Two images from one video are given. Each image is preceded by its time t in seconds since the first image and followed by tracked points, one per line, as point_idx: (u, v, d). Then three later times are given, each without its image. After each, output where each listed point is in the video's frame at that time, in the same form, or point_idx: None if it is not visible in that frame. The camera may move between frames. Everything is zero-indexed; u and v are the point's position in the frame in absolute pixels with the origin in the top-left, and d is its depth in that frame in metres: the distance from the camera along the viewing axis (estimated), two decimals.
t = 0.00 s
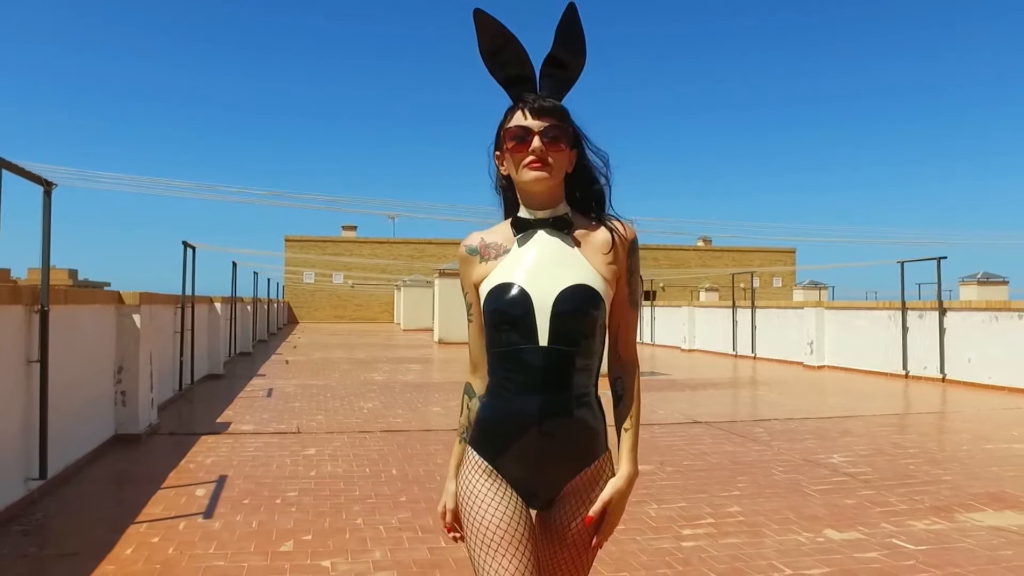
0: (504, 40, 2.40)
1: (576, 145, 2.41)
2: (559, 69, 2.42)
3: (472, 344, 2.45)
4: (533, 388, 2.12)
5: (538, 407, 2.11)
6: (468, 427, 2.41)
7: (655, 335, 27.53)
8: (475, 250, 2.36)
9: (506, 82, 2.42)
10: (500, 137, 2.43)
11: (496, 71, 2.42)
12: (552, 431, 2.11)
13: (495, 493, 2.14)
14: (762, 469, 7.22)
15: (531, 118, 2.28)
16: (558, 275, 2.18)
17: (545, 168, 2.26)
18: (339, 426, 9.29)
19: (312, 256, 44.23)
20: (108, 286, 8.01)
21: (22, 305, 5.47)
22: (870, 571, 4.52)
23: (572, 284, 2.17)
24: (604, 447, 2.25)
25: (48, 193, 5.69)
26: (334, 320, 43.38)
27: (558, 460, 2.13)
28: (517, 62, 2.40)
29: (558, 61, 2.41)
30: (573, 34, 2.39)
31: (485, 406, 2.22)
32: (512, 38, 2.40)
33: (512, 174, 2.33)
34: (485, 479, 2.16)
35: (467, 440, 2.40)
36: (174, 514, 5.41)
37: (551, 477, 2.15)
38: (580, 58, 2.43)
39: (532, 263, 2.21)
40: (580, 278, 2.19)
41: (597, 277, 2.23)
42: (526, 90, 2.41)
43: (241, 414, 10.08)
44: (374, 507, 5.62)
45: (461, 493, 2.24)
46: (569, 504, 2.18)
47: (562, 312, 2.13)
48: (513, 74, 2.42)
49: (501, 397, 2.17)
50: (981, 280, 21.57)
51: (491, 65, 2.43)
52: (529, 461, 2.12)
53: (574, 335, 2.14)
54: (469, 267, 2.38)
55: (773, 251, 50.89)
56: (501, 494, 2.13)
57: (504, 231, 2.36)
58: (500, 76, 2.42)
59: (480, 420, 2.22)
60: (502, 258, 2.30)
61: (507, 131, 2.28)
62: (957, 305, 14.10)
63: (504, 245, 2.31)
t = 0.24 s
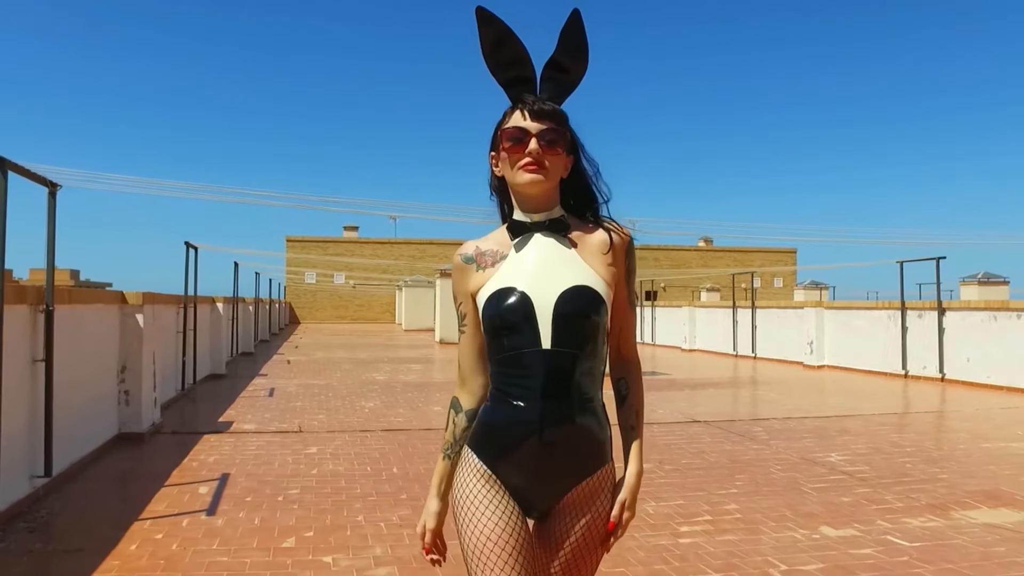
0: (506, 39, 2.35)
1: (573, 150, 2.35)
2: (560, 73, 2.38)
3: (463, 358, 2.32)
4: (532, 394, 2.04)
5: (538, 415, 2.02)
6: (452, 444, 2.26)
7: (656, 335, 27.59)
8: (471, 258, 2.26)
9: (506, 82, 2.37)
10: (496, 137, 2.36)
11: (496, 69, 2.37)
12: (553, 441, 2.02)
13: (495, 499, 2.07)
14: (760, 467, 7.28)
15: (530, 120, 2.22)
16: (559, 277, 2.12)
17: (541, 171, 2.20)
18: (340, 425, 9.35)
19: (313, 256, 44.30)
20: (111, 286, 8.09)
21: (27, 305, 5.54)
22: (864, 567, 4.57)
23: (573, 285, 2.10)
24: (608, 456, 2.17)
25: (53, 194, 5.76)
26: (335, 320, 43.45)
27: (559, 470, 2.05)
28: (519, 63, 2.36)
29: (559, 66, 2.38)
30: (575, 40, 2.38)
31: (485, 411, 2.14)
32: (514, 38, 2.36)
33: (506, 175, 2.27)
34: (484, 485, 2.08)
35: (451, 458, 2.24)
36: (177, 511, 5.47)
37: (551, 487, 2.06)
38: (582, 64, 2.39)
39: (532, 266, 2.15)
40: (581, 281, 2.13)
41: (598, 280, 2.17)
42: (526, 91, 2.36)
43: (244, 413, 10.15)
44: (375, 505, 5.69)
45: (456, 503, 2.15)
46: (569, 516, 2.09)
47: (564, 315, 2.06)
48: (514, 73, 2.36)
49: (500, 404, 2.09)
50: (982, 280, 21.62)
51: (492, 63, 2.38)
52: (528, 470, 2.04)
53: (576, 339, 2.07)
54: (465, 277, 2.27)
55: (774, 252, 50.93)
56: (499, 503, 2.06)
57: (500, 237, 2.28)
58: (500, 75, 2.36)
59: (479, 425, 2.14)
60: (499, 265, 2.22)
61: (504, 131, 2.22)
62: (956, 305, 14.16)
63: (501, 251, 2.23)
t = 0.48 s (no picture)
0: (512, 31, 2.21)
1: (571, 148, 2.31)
2: (565, 70, 2.29)
3: (452, 355, 2.26)
4: (531, 392, 2.00)
5: (537, 413, 1.98)
6: (438, 446, 2.18)
7: (657, 336, 27.65)
8: (468, 254, 2.21)
9: (507, 77, 2.25)
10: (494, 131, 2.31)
11: (499, 63, 2.24)
12: (553, 440, 1.98)
13: (493, 498, 2.03)
14: (757, 466, 7.34)
15: (529, 117, 2.18)
16: (560, 275, 2.09)
17: (538, 169, 2.17)
18: (341, 424, 9.43)
19: (314, 257, 44.38)
20: (115, 288, 8.17)
21: (33, 305, 5.62)
22: (858, 564, 4.63)
23: (574, 282, 2.07)
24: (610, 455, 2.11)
25: (58, 197, 5.83)
26: (336, 321, 43.51)
27: (560, 470, 2.00)
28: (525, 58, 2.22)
29: (564, 63, 2.29)
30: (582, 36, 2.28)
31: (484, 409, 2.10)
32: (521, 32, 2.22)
33: (502, 171, 2.23)
34: (483, 483, 2.04)
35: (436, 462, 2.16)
36: (180, 509, 5.54)
37: (550, 487, 2.02)
38: (587, 61, 2.30)
39: (532, 263, 2.11)
40: (582, 278, 2.09)
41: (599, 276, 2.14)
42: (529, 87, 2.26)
43: (246, 413, 10.22)
44: (376, 503, 5.76)
45: (452, 503, 2.10)
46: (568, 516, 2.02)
47: (566, 312, 2.02)
48: (519, 68, 2.24)
49: (499, 402, 2.05)
50: (982, 281, 21.68)
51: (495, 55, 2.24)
52: (528, 470, 2.00)
53: (574, 337, 2.03)
54: (461, 271, 2.22)
55: (775, 252, 50.97)
56: (495, 503, 2.03)
57: (496, 234, 2.24)
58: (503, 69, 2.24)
59: (477, 423, 2.10)
60: (497, 263, 2.17)
61: (503, 127, 2.17)
62: (955, 305, 14.21)
63: (499, 249, 2.19)
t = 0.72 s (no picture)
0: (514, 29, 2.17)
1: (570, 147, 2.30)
2: (567, 70, 2.26)
3: (445, 351, 2.22)
4: (530, 392, 2.02)
5: (535, 414, 2.00)
6: (432, 445, 2.16)
7: (657, 337, 27.69)
8: (466, 252, 2.21)
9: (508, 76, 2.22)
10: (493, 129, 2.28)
11: (500, 63, 2.20)
12: (551, 441, 2.00)
13: (488, 499, 2.05)
14: (755, 466, 7.41)
15: (529, 115, 2.16)
16: (559, 277, 2.10)
17: (539, 168, 2.16)
18: (343, 425, 9.49)
19: (315, 258, 44.44)
20: (118, 289, 8.24)
21: (38, 307, 5.69)
22: (853, 562, 4.69)
23: (573, 285, 2.09)
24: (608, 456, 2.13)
25: (62, 199, 5.89)
26: (337, 322, 43.56)
27: (558, 470, 2.01)
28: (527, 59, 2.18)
29: (566, 62, 2.25)
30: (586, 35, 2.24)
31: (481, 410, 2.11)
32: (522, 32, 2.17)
33: (502, 169, 2.22)
34: (479, 484, 2.06)
35: (430, 460, 2.14)
36: (184, 508, 5.62)
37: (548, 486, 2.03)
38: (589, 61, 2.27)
39: (530, 265, 2.11)
40: (582, 279, 2.11)
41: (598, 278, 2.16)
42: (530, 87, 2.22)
43: (248, 414, 10.28)
44: (378, 502, 5.82)
45: (450, 504, 2.11)
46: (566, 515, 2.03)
47: (566, 312, 2.04)
48: (520, 68, 2.20)
49: (497, 402, 2.07)
50: (982, 281, 21.72)
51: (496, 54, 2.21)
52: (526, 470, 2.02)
53: (573, 338, 2.04)
54: (459, 270, 2.21)
55: (775, 253, 51.00)
56: (492, 504, 2.05)
57: (496, 232, 2.23)
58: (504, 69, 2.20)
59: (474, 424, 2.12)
60: (496, 263, 2.17)
61: (503, 125, 2.16)
62: (954, 306, 14.25)
63: (499, 248, 2.18)
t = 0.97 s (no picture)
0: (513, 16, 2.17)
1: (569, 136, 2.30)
2: (569, 59, 2.25)
3: (448, 330, 2.19)
4: (525, 387, 2.07)
5: (532, 408, 2.07)
6: (443, 420, 2.12)
7: (658, 337, 27.78)
8: (463, 238, 2.22)
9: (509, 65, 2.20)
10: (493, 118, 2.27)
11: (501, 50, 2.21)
12: (549, 434, 2.08)
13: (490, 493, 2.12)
14: (752, 464, 7.50)
15: (530, 105, 2.16)
16: (551, 270, 2.13)
17: (539, 159, 2.17)
18: (345, 424, 9.60)
19: (317, 259, 44.56)
20: (124, 290, 8.35)
21: (46, 308, 5.80)
22: (846, 557, 4.79)
23: (565, 276, 2.12)
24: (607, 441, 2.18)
25: (70, 202, 6.00)
26: (339, 323, 43.66)
27: (557, 460, 2.09)
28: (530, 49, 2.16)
29: (567, 51, 2.24)
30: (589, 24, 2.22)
31: (479, 405, 2.17)
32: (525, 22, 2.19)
33: (502, 158, 2.23)
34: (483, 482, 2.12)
35: (442, 432, 2.10)
36: (190, 505, 5.72)
37: (549, 475, 2.10)
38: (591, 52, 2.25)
39: (522, 256, 2.14)
40: (575, 272, 2.14)
41: (592, 271, 2.19)
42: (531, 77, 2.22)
43: (251, 414, 10.39)
44: (380, 499, 5.92)
45: (453, 499, 2.18)
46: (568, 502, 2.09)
47: (557, 305, 2.08)
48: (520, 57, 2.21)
49: (494, 399, 2.13)
50: (982, 282, 21.78)
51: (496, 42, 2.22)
52: (526, 464, 2.09)
53: (566, 330, 2.08)
54: (455, 253, 2.20)
55: (777, 254, 51.04)
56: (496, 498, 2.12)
57: (493, 219, 2.26)
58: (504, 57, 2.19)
59: (471, 420, 2.18)
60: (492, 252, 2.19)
61: (503, 115, 2.15)
62: (952, 307, 14.33)
63: (495, 236, 2.20)
